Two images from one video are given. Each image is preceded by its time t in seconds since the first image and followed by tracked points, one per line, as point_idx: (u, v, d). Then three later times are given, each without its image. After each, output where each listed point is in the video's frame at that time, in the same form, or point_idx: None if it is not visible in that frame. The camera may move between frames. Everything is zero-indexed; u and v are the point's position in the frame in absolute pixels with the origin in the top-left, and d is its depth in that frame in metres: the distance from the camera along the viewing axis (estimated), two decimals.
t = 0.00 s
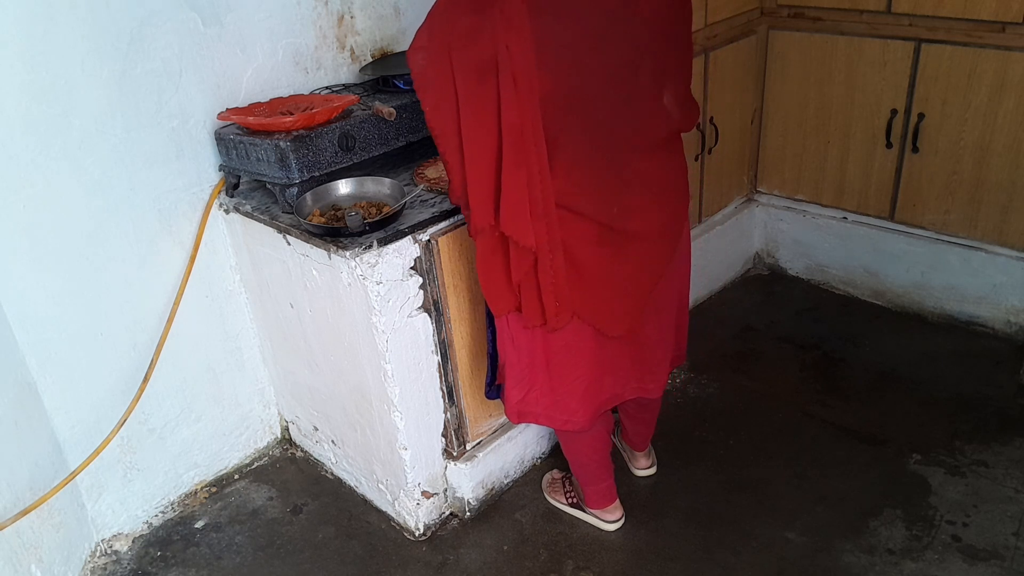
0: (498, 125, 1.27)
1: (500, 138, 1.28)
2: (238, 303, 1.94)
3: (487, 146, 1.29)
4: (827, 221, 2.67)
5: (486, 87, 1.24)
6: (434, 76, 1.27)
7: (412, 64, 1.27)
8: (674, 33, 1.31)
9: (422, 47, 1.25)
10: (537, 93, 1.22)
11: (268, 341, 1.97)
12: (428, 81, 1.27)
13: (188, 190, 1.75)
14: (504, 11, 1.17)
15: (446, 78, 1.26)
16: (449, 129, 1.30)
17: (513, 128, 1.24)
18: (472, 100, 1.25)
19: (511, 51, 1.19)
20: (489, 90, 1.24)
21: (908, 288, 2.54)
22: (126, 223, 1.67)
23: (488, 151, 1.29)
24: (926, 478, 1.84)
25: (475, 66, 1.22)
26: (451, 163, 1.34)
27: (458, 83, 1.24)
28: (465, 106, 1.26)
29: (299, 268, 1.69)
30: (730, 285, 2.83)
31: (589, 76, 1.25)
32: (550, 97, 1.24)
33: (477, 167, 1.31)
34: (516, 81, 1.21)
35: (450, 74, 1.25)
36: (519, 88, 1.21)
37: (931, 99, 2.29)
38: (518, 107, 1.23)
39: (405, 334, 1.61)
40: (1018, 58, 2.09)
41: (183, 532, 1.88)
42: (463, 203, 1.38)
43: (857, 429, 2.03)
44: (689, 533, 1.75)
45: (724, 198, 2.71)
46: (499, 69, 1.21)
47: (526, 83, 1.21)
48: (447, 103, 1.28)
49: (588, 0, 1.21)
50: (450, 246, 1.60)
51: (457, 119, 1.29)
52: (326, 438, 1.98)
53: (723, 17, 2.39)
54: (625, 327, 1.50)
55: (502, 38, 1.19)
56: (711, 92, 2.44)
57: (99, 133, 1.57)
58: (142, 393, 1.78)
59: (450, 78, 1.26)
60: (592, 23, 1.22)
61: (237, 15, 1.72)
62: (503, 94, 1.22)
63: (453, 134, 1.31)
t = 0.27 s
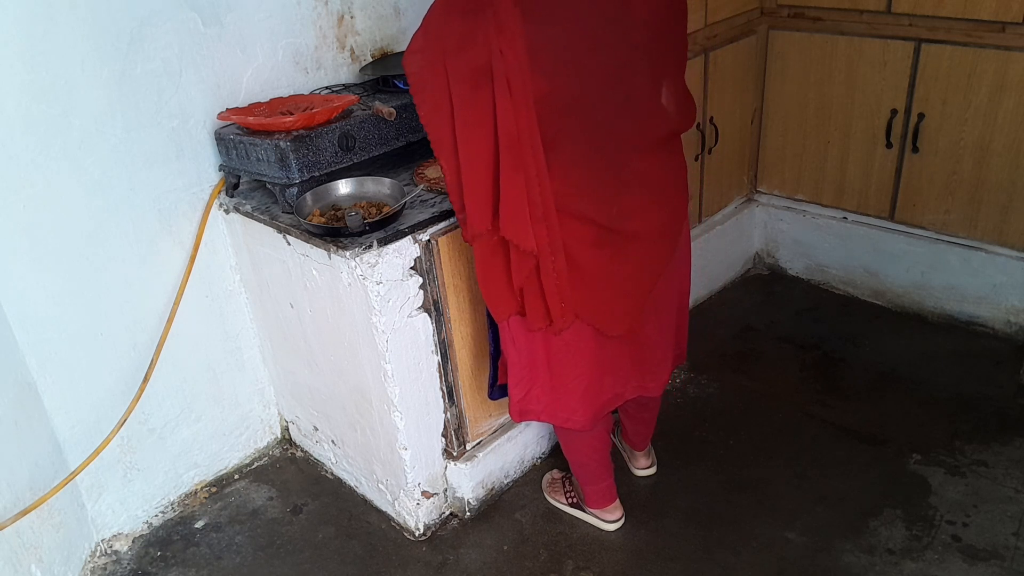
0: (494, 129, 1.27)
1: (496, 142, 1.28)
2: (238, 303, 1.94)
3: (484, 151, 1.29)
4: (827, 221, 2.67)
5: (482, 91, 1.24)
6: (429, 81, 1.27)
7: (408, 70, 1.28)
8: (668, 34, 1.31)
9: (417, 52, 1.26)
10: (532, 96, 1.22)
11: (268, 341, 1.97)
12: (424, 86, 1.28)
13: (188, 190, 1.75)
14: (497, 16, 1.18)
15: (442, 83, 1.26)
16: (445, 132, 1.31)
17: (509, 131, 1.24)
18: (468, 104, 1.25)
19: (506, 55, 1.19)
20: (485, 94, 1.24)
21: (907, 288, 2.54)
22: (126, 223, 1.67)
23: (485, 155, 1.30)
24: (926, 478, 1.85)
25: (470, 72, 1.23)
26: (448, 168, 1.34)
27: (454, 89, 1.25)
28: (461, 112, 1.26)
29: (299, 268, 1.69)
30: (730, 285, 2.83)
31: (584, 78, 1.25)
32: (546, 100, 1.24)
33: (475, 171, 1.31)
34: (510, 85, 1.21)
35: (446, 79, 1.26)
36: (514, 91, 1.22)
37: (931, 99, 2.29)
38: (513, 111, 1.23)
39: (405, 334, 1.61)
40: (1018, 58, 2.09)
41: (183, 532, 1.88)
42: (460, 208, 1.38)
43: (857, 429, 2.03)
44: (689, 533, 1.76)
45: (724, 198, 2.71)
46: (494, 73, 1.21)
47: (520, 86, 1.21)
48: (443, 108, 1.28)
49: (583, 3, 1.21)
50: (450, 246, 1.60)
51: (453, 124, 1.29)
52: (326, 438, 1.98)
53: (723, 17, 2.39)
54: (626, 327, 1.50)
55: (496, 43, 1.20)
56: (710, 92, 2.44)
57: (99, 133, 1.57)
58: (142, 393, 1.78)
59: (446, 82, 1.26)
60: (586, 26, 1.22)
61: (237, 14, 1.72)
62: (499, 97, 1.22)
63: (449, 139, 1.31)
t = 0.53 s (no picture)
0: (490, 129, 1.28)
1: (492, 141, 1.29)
2: (238, 303, 1.94)
3: (480, 150, 1.29)
4: (827, 221, 2.67)
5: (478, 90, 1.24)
6: (427, 80, 1.28)
7: (407, 70, 1.29)
8: (668, 35, 1.31)
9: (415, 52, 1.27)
10: (527, 96, 1.23)
11: (268, 341, 1.97)
12: (423, 84, 1.28)
13: (188, 190, 1.75)
14: (494, 16, 1.18)
15: (440, 81, 1.27)
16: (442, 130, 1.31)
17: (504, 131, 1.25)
18: (465, 103, 1.26)
19: (502, 56, 1.20)
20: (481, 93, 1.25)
21: (908, 288, 2.54)
22: (126, 223, 1.67)
23: (480, 153, 1.30)
24: (926, 478, 1.84)
25: (467, 71, 1.23)
26: (445, 166, 1.34)
27: (450, 88, 1.25)
28: (458, 111, 1.27)
29: (299, 268, 1.69)
30: (730, 285, 2.83)
31: (581, 79, 1.25)
32: (542, 101, 1.24)
33: (470, 170, 1.32)
34: (506, 84, 1.21)
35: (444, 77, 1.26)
36: (510, 92, 1.22)
37: (931, 99, 2.29)
38: (508, 110, 1.23)
39: (405, 334, 1.61)
40: (1018, 58, 2.09)
41: (183, 532, 1.88)
42: (457, 207, 1.39)
43: (857, 430, 2.03)
44: (689, 533, 1.75)
45: (724, 198, 2.71)
46: (490, 73, 1.22)
47: (515, 86, 1.21)
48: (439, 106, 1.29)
49: (583, 2, 1.21)
50: (450, 246, 1.60)
51: (449, 123, 1.30)
52: (326, 438, 1.98)
53: (723, 17, 2.39)
54: (623, 327, 1.50)
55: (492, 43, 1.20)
56: (710, 92, 2.44)
57: (99, 133, 1.57)
58: (142, 393, 1.78)
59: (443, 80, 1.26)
60: (583, 27, 1.22)
61: (237, 14, 1.72)
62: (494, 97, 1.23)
63: (446, 137, 1.31)
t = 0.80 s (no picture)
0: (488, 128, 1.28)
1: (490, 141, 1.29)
2: (238, 303, 1.94)
3: (477, 150, 1.29)
4: (827, 221, 2.67)
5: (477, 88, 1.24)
6: (426, 79, 1.27)
7: (405, 72, 1.27)
8: (668, 35, 1.30)
9: (414, 52, 1.26)
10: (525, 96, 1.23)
11: (268, 341, 1.97)
12: (422, 82, 1.28)
13: (188, 190, 1.75)
14: (493, 16, 1.18)
15: (439, 79, 1.26)
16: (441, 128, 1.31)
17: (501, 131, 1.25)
18: (464, 101, 1.26)
19: (500, 55, 1.20)
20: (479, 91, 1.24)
21: (907, 288, 2.54)
22: (126, 223, 1.67)
23: (478, 152, 1.30)
24: (926, 478, 1.84)
25: (466, 70, 1.23)
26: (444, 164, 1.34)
27: (450, 87, 1.25)
28: (457, 110, 1.26)
29: (299, 268, 1.69)
30: (730, 285, 2.83)
31: (578, 79, 1.25)
32: (538, 101, 1.24)
33: (468, 170, 1.31)
34: (504, 83, 1.21)
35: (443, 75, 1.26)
36: (507, 91, 1.22)
37: (931, 99, 2.29)
38: (506, 109, 1.23)
39: (405, 334, 1.61)
40: (1018, 58, 2.09)
41: (183, 532, 1.88)
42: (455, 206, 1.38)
43: (857, 430, 2.03)
44: (690, 533, 1.75)
45: (724, 198, 2.71)
46: (489, 73, 1.21)
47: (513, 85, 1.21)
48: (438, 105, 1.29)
49: (584, 2, 1.21)
50: (450, 246, 1.60)
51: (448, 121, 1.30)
52: (326, 438, 1.98)
53: (723, 17, 2.39)
54: (622, 327, 1.50)
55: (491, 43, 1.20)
56: (710, 92, 2.44)
57: (99, 133, 1.57)
58: (142, 393, 1.78)
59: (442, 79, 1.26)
60: (581, 28, 1.21)
61: (237, 14, 1.72)
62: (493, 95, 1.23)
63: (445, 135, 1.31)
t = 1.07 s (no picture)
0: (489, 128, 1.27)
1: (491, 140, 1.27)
2: (238, 303, 1.94)
3: (479, 149, 1.28)
4: (827, 221, 2.68)
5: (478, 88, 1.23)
6: (426, 79, 1.26)
7: (406, 70, 1.26)
8: (667, 35, 1.31)
9: (415, 51, 1.24)
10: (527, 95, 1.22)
11: (268, 341, 1.97)
12: (422, 82, 1.26)
13: (188, 190, 1.75)
14: (495, 14, 1.17)
15: (439, 79, 1.25)
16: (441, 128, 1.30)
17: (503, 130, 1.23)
18: (465, 101, 1.24)
19: (502, 53, 1.18)
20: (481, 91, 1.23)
21: (908, 288, 2.54)
22: (126, 223, 1.67)
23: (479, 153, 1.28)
24: (926, 478, 1.85)
25: (467, 69, 1.22)
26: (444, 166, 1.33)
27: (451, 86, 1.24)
28: (458, 110, 1.25)
29: (299, 268, 1.69)
30: (730, 285, 2.83)
31: (577, 79, 1.24)
32: (539, 100, 1.24)
33: (470, 170, 1.30)
34: (505, 82, 1.20)
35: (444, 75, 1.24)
36: (509, 90, 1.21)
37: (931, 99, 2.29)
38: (507, 109, 1.22)
39: (405, 334, 1.61)
40: (1018, 58, 2.09)
41: (183, 532, 1.88)
42: (456, 206, 1.37)
43: (857, 430, 2.03)
44: (690, 533, 1.75)
45: (724, 198, 2.71)
46: (490, 71, 1.20)
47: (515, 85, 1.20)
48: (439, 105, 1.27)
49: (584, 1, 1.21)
50: (450, 246, 1.60)
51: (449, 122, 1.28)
52: (326, 438, 1.98)
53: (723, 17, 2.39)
54: (622, 327, 1.50)
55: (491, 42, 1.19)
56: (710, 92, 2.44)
57: (99, 133, 1.57)
58: (142, 393, 1.78)
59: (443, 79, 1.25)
60: (581, 27, 1.21)
61: (237, 14, 1.72)
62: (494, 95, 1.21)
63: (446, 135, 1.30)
